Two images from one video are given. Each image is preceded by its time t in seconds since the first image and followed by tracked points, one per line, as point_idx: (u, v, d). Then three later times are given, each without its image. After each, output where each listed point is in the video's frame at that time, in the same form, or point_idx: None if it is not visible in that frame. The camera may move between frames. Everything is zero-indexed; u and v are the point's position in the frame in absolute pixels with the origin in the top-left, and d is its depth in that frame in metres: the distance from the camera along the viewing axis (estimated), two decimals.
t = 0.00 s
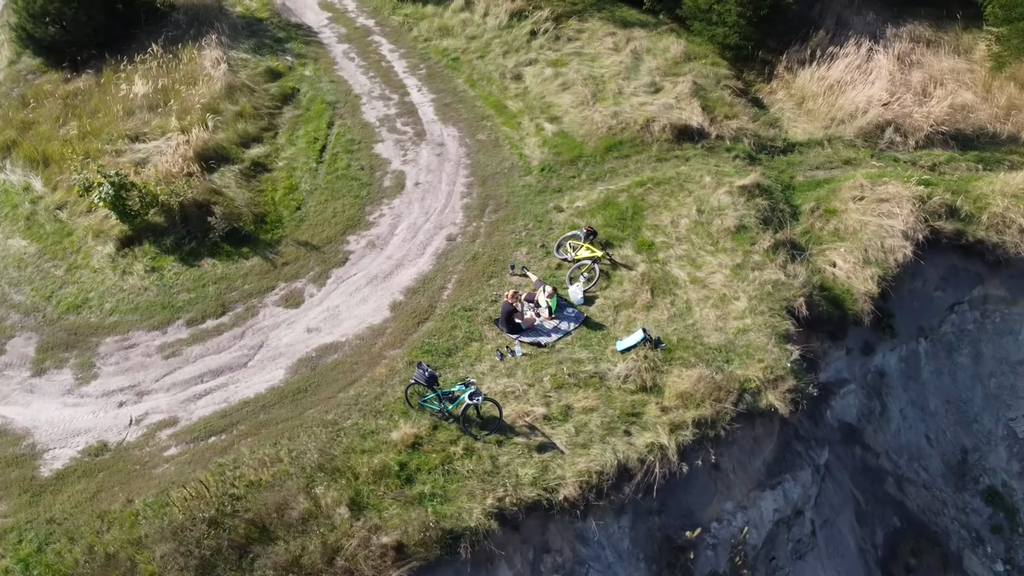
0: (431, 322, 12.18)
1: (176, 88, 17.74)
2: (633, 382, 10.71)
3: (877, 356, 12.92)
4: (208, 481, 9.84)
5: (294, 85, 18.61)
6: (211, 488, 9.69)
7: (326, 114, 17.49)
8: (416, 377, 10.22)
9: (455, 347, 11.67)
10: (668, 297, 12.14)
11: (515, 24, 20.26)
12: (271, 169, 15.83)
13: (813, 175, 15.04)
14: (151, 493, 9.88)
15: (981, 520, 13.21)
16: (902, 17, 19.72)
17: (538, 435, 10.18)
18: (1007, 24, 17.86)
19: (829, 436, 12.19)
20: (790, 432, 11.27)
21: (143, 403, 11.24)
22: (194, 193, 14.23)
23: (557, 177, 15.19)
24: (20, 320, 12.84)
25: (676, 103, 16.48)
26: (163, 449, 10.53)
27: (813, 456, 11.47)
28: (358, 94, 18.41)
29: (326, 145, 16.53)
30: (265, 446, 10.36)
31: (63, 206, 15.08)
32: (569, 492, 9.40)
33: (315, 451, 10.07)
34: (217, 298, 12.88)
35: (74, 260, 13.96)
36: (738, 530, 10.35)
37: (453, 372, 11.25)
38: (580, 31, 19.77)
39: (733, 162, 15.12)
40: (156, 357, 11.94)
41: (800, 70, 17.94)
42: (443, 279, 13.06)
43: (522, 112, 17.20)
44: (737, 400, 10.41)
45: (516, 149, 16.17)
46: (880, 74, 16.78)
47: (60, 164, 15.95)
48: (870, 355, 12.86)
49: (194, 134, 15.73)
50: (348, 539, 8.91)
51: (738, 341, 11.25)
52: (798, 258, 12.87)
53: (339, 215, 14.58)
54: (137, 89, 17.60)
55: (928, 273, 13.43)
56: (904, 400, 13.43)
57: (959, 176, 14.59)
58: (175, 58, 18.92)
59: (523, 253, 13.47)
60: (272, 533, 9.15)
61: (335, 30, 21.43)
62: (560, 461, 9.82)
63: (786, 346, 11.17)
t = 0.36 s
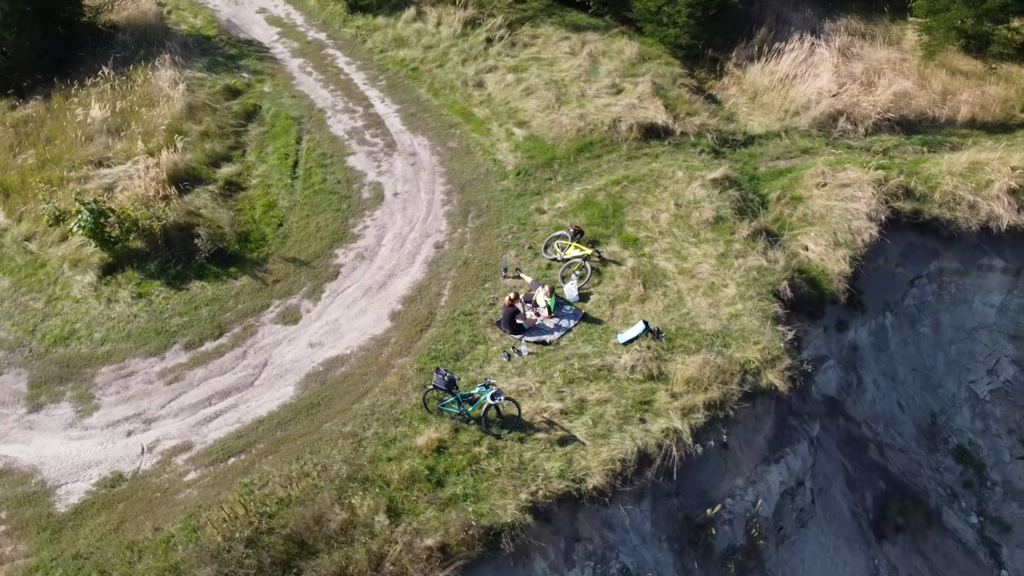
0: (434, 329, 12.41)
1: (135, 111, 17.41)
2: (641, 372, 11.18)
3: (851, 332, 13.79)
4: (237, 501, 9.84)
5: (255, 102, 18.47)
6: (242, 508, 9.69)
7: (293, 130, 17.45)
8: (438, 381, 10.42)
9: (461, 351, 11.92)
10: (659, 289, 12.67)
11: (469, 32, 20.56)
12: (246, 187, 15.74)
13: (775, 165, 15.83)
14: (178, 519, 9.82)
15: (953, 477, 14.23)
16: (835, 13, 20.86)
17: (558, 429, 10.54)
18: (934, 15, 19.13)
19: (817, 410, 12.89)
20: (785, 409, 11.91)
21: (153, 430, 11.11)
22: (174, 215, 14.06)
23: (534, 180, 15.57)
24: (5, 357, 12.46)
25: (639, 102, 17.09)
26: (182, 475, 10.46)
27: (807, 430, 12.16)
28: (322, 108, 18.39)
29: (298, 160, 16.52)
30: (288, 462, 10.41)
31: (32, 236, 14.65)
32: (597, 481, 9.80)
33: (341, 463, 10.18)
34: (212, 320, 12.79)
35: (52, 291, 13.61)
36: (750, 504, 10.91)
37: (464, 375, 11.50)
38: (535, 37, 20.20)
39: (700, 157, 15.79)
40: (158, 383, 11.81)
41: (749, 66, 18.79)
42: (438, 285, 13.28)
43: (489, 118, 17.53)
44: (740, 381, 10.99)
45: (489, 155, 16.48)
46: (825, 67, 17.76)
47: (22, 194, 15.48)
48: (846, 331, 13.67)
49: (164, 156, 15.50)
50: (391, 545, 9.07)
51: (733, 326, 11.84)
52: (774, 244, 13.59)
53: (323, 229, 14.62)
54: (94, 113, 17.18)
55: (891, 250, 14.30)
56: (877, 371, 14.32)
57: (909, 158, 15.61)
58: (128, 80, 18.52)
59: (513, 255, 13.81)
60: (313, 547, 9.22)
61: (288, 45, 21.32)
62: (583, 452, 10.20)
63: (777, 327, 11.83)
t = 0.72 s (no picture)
0: (437, 335, 12.61)
1: (97, 135, 17.02)
2: (646, 363, 11.65)
3: (826, 312, 14.58)
4: (268, 519, 9.85)
5: (219, 120, 18.27)
6: (275, 525, 9.71)
7: (263, 146, 17.34)
8: (455, 387, 10.64)
9: (468, 356, 12.16)
10: (651, 283, 13.17)
11: (427, 42, 20.76)
12: (224, 206, 15.60)
13: (740, 158, 16.56)
14: (209, 541, 9.78)
15: (926, 442, 15.18)
16: (776, 11, 21.84)
17: (574, 423, 10.90)
18: (869, 10, 20.26)
19: (804, 388, 13.59)
20: (779, 389, 12.55)
21: (166, 456, 11.01)
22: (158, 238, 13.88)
23: (512, 184, 15.91)
24: None
25: (605, 104, 17.61)
26: (205, 497, 10.41)
27: (798, 407, 12.82)
28: (288, 123, 18.31)
29: (273, 177, 16.45)
30: (313, 477, 10.47)
31: (5, 269, 14.21)
32: (621, 469, 10.16)
33: (368, 473, 10.30)
34: (210, 341, 12.70)
35: (35, 323, 13.25)
36: (758, 481, 11.47)
37: (474, 378, 11.75)
38: (493, 44, 20.53)
39: (670, 154, 16.40)
40: (165, 408, 11.69)
41: (703, 65, 19.55)
42: (433, 293, 13.48)
43: (459, 126, 17.78)
44: (741, 365, 11.55)
45: (464, 162, 16.73)
46: (776, 64, 18.64)
47: None
48: (821, 312, 14.44)
49: (137, 179, 15.24)
50: (432, 548, 9.26)
51: (726, 313, 12.42)
52: (751, 234, 14.26)
53: (309, 244, 14.63)
54: (54, 138, 16.72)
55: (856, 233, 15.18)
56: (850, 348, 15.15)
57: (863, 146, 16.55)
58: (84, 103, 18.06)
59: (503, 259, 14.11)
60: (354, 557, 9.31)
61: (243, 61, 21.08)
62: (603, 444, 10.59)
63: (767, 312, 12.46)
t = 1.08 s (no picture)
0: (442, 342, 12.82)
1: (59, 162, 16.55)
2: (649, 354, 12.14)
3: (800, 296, 15.37)
4: (305, 534, 9.91)
5: (183, 141, 17.99)
6: (314, 540, 9.77)
7: (233, 165, 17.18)
8: (472, 391, 10.94)
9: (475, 360, 12.41)
10: (642, 278, 13.69)
11: (385, 53, 20.87)
12: (204, 228, 15.41)
13: (704, 154, 17.28)
14: (246, 562, 9.78)
15: (896, 411, 16.17)
16: (718, 11, 22.78)
17: (590, 416, 11.29)
18: (806, 7, 21.37)
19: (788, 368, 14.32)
20: (770, 370, 13.21)
21: (186, 481, 10.92)
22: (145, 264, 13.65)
23: (491, 190, 16.22)
24: None
25: (571, 108, 18.10)
26: (234, 519, 10.38)
27: (788, 386, 13.51)
28: (255, 141, 18.18)
29: (249, 195, 16.33)
30: (342, 489, 10.56)
31: None
32: (643, 456, 10.59)
33: (398, 481, 10.45)
34: (212, 364, 12.60)
35: (23, 358, 12.86)
36: (763, 458, 12.07)
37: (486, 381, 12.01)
38: (451, 53, 20.79)
39: (640, 153, 16.99)
40: (176, 434, 11.56)
41: (657, 65, 20.26)
42: (431, 301, 13.66)
43: (430, 135, 17.97)
44: (739, 349, 12.15)
45: (440, 171, 16.94)
46: (727, 62, 19.48)
47: None
48: (796, 296, 15.22)
49: (112, 206, 14.93)
50: (475, 547, 9.48)
51: (717, 302, 13.02)
52: (728, 225, 14.95)
53: (298, 260, 14.62)
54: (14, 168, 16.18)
55: (820, 219, 16.05)
56: (822, 328, 16.00)
57: (818, 137, 17.49)
58: (39, 130, 17.52)
59: (494, 264, 14.42)
60: (398, 563, 9.46)
61: (197, 80, 20.76)
62: (621, 434, 11.00)
63: (755, 298, 13.12)
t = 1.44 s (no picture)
0: (447, 349, 13.03)
1: (23, 193, 16.02)
2: (650, 346, 12.64)
3: (774, 282, 16.14)
4: (345, 547, 10.00)
5: (148, 165, 17.64)
6: (355, 552, 9.87)
7: (205, 187, 16.96)
8: (492, 395, 11.19)
9: (483, 364, 12.68)
10: (631, 274, 14.20)
11: (343, 67, 20.89)
12: (185, 251, 15.19)
13: (670, 152, 17.96)
14: None
15: (866, 385, 17.16)
16: (662, 14, 23.61)
17: (604, 410, 11.71)
18: (746, 8, 22.39)
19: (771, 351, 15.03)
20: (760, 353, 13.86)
21: (210, 507, 10.84)
22: (134, 291, 13.40)
23: (471, 198, 16.49)
24: None
25: (537, 114, 18.54)
26: (266, 539, 10.38)
27: (775, 368, 14.21)
28: (223, 161, 17.97)
29: (226, 216, 16.16)
30: (372, 500, 10.68)
31: None
32: (661, 444, 11.06)
33: (429, 488, 10.64)
34: (217, 388, 12.50)
35: (15, 396, 12.47)
36: (763, 437, 12.71)
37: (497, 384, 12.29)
38: (410, 64, 20.96)
39: (610, 154, 17.55)
40: (192, 460, 11.45)
41: (612, 68, 20.89)
42: (429, 310, 13.86)
43: (401, 147, 18.11)
44: (734, 336, 12.76)
45: (416, 182, 17.11)
46: (680, 63, 20.25)
47: None
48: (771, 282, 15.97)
49: (89, 234, 14.58)
50: (516, 543, 9.76)
51: (706, 292, 13.63)
52: (704, 219, 15.61)
53: (288, 278, 14.59)
54: None
55: (786, 208, 16.88)
56: (793, 312, 16.83)
57: (774, 130, 18.38)
58: None
59: (485, 270, 14.70)
60: (443, 566, 9.66)
61: (151, 102, 20.34)
62: (636, 425, 11.46)
63: (740, 286, 13.79)
